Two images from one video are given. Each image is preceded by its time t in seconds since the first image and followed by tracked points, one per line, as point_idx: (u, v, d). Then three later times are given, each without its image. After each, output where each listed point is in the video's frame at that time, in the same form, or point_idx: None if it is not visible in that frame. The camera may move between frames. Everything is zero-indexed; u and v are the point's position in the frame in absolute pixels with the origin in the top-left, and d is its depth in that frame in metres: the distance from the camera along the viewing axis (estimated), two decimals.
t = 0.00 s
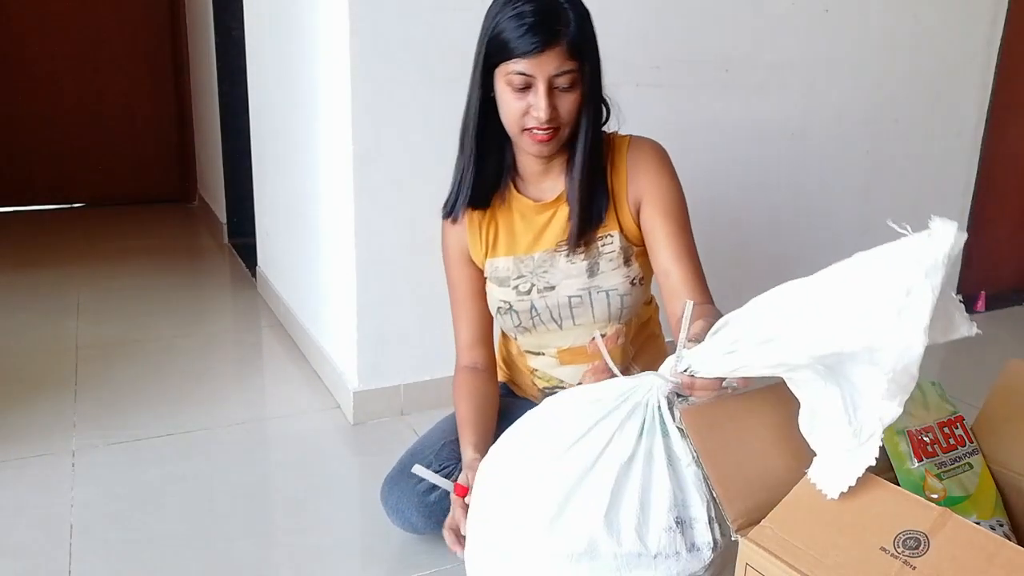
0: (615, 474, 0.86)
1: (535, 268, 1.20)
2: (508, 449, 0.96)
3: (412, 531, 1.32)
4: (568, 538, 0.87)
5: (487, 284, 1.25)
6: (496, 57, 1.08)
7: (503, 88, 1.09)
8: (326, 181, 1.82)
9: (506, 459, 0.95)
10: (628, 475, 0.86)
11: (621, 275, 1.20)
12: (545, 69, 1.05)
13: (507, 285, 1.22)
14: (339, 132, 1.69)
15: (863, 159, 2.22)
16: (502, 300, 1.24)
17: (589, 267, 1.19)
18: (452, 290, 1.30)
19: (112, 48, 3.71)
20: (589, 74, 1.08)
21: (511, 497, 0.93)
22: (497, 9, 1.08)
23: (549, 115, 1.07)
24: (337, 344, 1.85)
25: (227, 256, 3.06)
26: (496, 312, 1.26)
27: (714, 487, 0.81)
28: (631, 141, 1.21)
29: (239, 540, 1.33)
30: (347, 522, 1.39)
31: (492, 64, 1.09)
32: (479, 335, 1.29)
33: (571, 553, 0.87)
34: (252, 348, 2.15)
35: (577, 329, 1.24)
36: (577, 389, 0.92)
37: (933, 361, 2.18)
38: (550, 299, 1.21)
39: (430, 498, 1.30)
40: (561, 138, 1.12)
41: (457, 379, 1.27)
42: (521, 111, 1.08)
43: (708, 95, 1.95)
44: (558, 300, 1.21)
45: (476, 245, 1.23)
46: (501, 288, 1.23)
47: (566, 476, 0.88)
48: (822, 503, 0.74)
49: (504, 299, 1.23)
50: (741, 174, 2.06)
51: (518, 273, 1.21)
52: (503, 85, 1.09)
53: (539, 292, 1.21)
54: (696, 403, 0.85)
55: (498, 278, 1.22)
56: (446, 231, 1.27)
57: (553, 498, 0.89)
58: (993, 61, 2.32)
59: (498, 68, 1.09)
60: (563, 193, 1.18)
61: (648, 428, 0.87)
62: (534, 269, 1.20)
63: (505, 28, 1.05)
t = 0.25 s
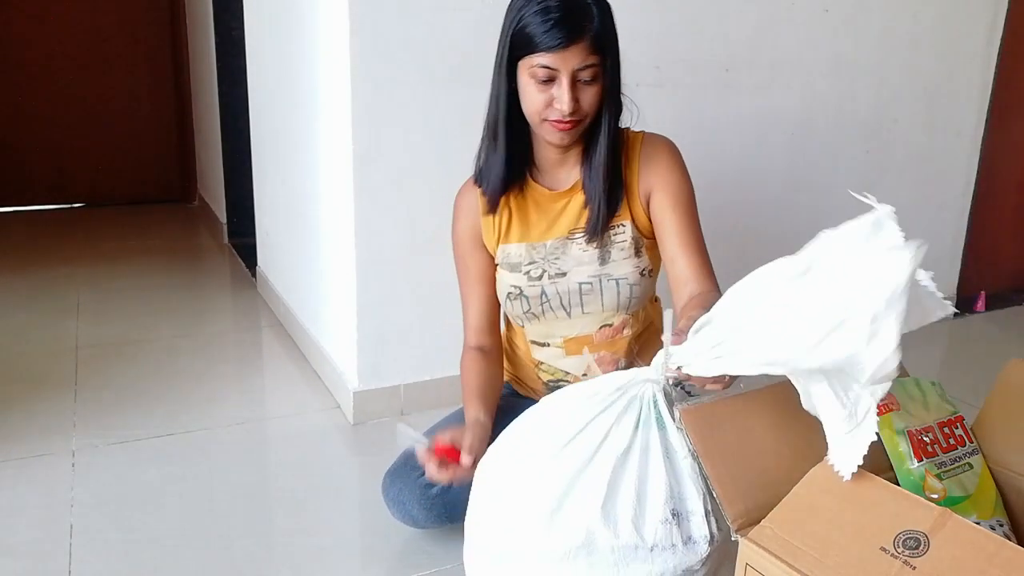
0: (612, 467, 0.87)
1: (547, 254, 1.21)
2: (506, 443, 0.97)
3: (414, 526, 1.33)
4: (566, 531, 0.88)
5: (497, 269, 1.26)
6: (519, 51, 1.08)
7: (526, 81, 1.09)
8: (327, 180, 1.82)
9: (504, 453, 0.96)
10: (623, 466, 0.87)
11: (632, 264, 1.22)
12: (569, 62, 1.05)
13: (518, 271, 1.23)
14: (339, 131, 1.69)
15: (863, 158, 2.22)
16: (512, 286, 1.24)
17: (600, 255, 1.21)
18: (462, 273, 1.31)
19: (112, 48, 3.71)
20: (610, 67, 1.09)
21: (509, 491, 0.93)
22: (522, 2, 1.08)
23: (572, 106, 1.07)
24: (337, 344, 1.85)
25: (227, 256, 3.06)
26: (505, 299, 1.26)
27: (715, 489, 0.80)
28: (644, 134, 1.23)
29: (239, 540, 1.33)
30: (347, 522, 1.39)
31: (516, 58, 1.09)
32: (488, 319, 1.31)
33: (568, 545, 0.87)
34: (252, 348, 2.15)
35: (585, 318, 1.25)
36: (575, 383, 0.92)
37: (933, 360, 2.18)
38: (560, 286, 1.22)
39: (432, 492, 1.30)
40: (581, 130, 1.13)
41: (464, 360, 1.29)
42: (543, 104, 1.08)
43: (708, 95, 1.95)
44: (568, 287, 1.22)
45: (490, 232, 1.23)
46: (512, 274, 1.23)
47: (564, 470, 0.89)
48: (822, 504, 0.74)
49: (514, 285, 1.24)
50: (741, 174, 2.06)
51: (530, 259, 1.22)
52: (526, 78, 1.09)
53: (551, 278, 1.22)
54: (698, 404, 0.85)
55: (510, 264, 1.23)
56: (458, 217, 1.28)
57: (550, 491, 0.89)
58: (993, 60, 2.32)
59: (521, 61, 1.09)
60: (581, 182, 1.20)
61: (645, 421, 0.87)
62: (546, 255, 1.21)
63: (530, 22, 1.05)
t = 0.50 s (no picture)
0: (612, 464, 0.87)
1: (551, 246, 1.22)
2: (505, 442, 0.97)
3: (413, 525, 1.33)
4: (567, 529, 0.88)
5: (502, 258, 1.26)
6: (537, 44, 1.09)
7: (541, 76, 1.10)
8: (327, 181, 1.82)
9: (503, 451, 0.96)
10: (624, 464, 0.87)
11: (633, 263, 1.22)
12: (585, 59, 1.06)
13: (522, 259, 1.23)
14: (339, 131, 1.69)
15: (863, 159, 2.22)
16: (514, 274, 1.24)
17: (603, 251, 1.21)
18: (466, 254, 1.30)
19: (112, 48, 3.72)
20: (626, 66, 1.10)
21: (509, 489, 0.93)
22: None
23: (586, 103, 1.08)
24: (337, 343, 1.85)
25: (227, 256, 3.06)
26: (505, 287, 1.26)
27: (714, 489, 0.81)
28: (652, 135, 1.24)
29: (239, 540, 1.33)
30: (347, 522, 1.39)
31: (533, 52, 1.10)
32: (490, 301, 1.29)
33: (569, 543, 0.88)
34: (252, 347, 2.15)
35: (583, 313, 1.24)
36: (575, 381, 0.91)
37: (933, 360, 2.18)
38: (562, 278, 1.22)
39: (431, 490, 1.30)
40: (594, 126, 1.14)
41: (464, 332, 1.25)
42: (558, 100, 1.09)
43: (708, 95, 1.94)
44: (569, 280, 1.22)
45: (499, 220, 1.24)
46: (515, 262, 1.23)
47: (565, 468, 0.89)
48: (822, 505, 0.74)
49: (516, 273, 1.23)
50: (741, 175, 2.06)
51: (534, 249, 1.22)
52: (542, 73, 1.09)
53: (552, 269, 1.22)
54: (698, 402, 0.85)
55: (515, 252, 1.23)
56: (464, 204, 1.29)
57: (550, 490, 0.89)
58: (993, 61, 2.32)
59: (538, 56, 1.10)
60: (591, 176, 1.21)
61: (645, 418, 0.87)
62: (551, 246, 1.22)
63: (548, 17, 1.06)
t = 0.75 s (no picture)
0: (612, 464, 0.87)
1: (563, 244, 1.22)
2: (505, 442, 0.97)
3: (414, 527, 1.33)
4: (567, 529, 0.88)
5: (510, 256, 1.25)
6: (549, 42, 1.09)
7: (553, 73, 1.09)
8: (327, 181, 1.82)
9: (504, 451, 0.96)
10: (623, 464, 0.87)
11: (643, 263, 1.23)
12: (597, 58, 1.06)
13: (532, 256, 1.22)
14: (339, 131, 1.69)
15: (863, 159, 2.22)
16: (524, 271, 1.23)
17: (614, 252, 1.22)
18: (472, 250, 1.27)
19: (113, 48, 3.72)
20: (638, 67, 1.10)
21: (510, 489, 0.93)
22: None
23: (596, 103, 1.08)
24: (337, 343, 1.85)
25: (227, 256, 3.06)
26: (513, 283, 1.25)
27: (715, 488, 0.81)
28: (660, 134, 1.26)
29: (239, 541, 1.33)
30: (348, 522, 1.39)
31: (546, 49, 1.10)
32: (497, 296, 1.26)
33: (569, 544, 0.88)
34: (252, 347, 2.15)
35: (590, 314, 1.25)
36: (575, 380, 0.91)
37: (933, 360, 2.18)
38: (572, 278, 1.22)
39: (432, 493, 1.30)
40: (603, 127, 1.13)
41: (476, 332, 1.22)
42: (569, 98, 1.09)
43: (708, 95, 1.94)
44: (580, 280, 1.22)
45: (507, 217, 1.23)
46: (526, 258, 1.23)
47: (565, 468, 0.88)
48: (822, 504, 0.74)
49: (526, 269, 1.23)
50: (741, 175, 2.06)
51: (545, 246, 1.22)
52: (554, 70, 1.09)
53: (563, 268, 1.22)
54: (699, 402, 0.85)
55: (525, 248, 1.22)
56: (469, 201, 1.26)
57: (550, 490, 0.89)
58: (993, 61, 2.33)
59: (550, 53, 1.09)
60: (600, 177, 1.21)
61: (645, 418, 0.87)
62: (562, 245, 1.22)
63: (563, 14, 1.06)
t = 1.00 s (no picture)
0: (612, 464, 0.86)
1: (569, 244, 1.22)
2: (505, 442, 0.96)
3: (413, 527, 1.33)
4: (567, 529, 0.88)
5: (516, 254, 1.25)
6: (562, 39, 1.08)
7: (562, 71, 1.09)
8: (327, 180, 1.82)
9: (504, 451, 0.95)
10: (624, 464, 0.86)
11: (647, 268, 1.24)
12: (604, 61, 1.05)
13: (539, 254, 1.22)
14: (339, 131, 1.69)
15: (864, 159, 2.22)
16: (530, 269, 1.23)
17: (620, 254, 1.22)
18: (476, 244, 1.26)
19: (112, 48, 3.72)
20: (648, 72, 1.09)
21: (511, 488, 0.93)
22: None
23: (599, 105, 1.07)
24: (337, 343, 1.85)
25: (227, 256, 3.06)
26: (518, 282, 1.25)
27: (713, 489, 0.81)
28: (669, 141, 1.27)
29: (238, 540, 1.33)
30: (348, 522, 1.39)
31: (558, 46, 1.09)
32: (501, 293, 1.25)
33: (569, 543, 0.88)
34: (252, 347, 2.15)
35: (594, 315, 1.25)
36: (573, 379, 0.90)
37: (933, 360, 2.18)
38: (578, 278, 1.22)
39: (431, 493, 1.30)
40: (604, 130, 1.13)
41: (481, 329, 1.22)
42: (574, 97, 1.08)
43: (707, 95, 1.94)
44: (585, 282, 1.22)
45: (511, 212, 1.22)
46: (532, 257, 1.22)
47: (565, 467, 0.88)
48: (822, 504, 0.73)
49: (531, 268, 1.23)
50: (741, 175, 2.06)
51: (552, 246, 1.22)
52: (563, 68, 1.09)
53: (569, 268, 1.22)
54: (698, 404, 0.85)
55: (531, 246, 1.22)
56: (476, 196, 1.26)
57: (551, 490, 0.89)
58: (993, 61, 2.33)
59: (562, 50, 1.09)
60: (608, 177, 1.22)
61: (646, 418, 0.86)
62: (568, 245, 1.22)
63: (577, 13, 1.05)
